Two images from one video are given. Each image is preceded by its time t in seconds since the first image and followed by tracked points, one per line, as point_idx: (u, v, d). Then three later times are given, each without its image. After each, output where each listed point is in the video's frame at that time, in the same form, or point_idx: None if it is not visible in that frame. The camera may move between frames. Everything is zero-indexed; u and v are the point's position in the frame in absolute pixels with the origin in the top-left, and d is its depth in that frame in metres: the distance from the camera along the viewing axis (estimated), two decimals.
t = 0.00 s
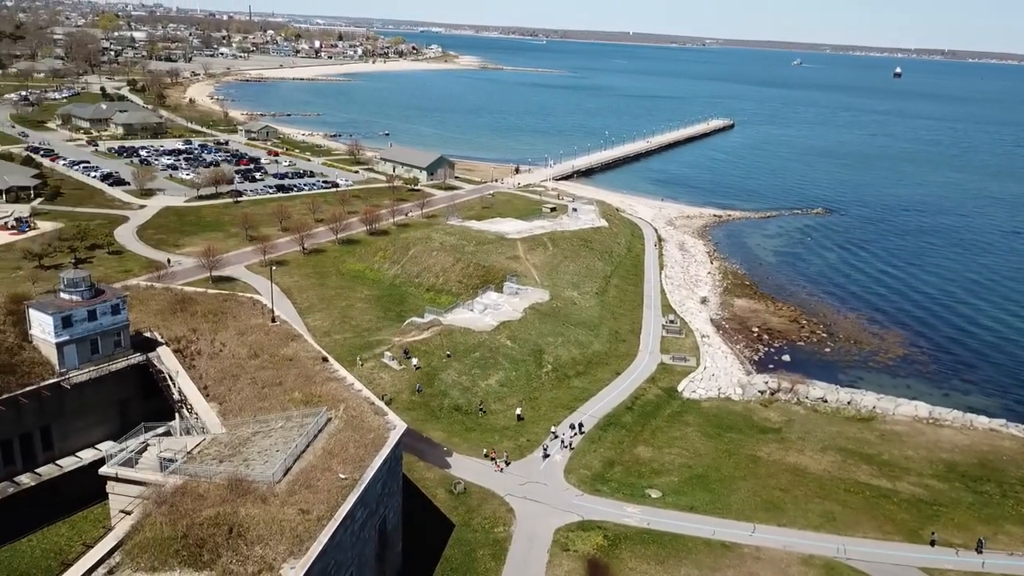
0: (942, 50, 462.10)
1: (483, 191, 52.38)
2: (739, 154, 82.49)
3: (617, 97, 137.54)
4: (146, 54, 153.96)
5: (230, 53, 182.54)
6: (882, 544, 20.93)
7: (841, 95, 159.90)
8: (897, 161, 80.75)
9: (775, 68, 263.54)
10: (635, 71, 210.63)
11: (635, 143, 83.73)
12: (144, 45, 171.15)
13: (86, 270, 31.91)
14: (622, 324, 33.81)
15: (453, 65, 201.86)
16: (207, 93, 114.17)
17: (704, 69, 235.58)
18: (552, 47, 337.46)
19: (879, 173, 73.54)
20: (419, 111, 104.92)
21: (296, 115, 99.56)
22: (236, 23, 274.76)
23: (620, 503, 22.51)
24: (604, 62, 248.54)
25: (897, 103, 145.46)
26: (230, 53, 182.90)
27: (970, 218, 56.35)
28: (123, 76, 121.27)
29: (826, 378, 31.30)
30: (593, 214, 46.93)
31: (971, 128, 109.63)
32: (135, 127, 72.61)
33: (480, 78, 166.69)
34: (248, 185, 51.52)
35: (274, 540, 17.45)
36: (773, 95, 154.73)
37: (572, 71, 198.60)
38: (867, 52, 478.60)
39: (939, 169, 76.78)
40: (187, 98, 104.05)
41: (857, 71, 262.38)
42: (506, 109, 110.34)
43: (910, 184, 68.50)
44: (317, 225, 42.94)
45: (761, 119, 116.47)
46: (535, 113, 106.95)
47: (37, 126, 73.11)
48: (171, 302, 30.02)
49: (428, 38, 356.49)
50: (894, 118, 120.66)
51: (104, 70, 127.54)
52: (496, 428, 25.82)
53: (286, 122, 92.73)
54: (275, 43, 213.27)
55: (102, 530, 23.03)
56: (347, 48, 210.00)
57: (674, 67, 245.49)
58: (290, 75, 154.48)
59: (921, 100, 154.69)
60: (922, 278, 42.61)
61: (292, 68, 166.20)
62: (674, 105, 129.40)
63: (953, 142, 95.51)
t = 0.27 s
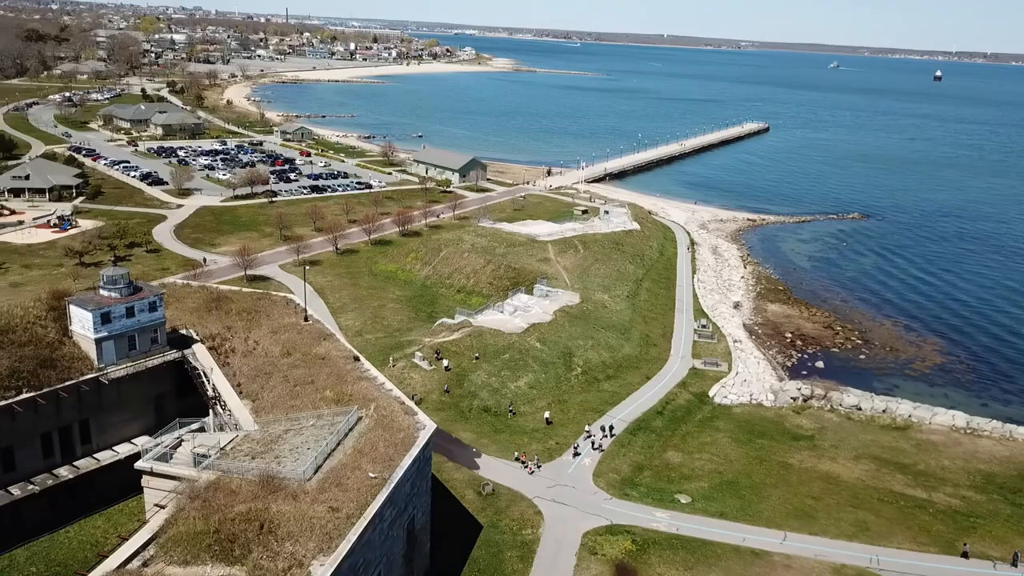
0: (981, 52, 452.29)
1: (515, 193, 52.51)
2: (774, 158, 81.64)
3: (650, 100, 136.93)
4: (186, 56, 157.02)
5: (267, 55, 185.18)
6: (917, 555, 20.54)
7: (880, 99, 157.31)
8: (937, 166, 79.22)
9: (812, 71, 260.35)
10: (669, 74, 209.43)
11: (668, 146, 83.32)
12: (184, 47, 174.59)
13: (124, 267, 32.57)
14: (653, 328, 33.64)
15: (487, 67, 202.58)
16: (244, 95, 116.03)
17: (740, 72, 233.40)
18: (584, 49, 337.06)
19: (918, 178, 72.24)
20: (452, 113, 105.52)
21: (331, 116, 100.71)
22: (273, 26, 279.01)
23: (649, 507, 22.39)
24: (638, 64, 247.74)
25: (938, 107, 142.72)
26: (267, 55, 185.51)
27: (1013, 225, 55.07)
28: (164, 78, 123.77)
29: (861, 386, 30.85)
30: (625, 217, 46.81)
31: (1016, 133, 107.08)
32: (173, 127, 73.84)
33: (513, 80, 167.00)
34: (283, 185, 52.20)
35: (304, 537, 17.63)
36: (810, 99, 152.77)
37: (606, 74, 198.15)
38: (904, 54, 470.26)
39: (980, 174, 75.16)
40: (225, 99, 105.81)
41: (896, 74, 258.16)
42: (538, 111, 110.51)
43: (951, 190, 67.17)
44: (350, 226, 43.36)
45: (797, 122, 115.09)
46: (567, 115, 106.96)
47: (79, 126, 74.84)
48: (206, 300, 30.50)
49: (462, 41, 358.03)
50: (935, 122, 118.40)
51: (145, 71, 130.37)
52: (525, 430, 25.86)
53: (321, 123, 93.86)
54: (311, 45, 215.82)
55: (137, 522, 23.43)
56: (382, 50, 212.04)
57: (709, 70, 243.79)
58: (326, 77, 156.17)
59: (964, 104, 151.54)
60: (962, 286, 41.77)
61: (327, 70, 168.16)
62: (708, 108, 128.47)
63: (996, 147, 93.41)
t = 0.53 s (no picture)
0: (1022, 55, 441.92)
1: (547, 196, 52.53)
2: (810, 162, 80.65)
3: (685, 103, 136.09)
4: (224, 58, 159.78)
5: (303, 57, 187.57)
6: (953, 568, 20.12)
7: (922, 102, 154.37)
8: (979, 171, 77.55)
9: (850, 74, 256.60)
10: (704, 77, 207.88)
11: (701, 149, 82.77)
12: (223, 49, 177.67)
13: (162, 265, 33.15)
14: (685, 333, 33.42)
15: (520, 69, 203.02)
16: (280, 96, 117.61)
17: (777, 75, 230.78)
18: (618, 52, 336.15)
19: (958, 183, 70.80)
20: (485, 115, 105.93)
21: (365, 118, 101.71)
22: (310, 29, 282.69)
23: (678, 513, 22.21)
24: (673, 67, 246.42)
25: (981, 112, 139.67)
26: (304, 57, 187.80)
27: None
28: (203, 79, 126.06)
29: (897, 394, 30.35)
30: (657, 220, 46.60)
31: None
32: (211, 128, 75.05)
33: (546, 82, 167.04)
34: (317, 185, 52.81)
35: (333, 535, 17.80)
36: (848, 102, 150.54)
37: (640, 76, 197.35)
38: (943, 57, 461.29)
39: None
40: (261, 100, 107.42)
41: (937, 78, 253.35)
42: (571, 113, 110.43)
43: (992, 196, 65.72)
44: (383, 227, 43.70)
45: (834, 126, 113.53)
46: (600, 118, 106.74)
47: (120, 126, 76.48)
48: (240, 299, 30.93)
49: (495, 43, 359.10)
50: (978, 127, 115.89)
51: (185, 73, 132.92)
52: (554, 432, 25.86)
53: (356, 125, 94.86)
54: (346, 47, 217.99)
55: (171, 516, 23.97)
56: (416, 52, 213.59)
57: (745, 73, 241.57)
58: (361, 79, 157.72)
59: (1009, 108, 148.06)
60: (1003, 294, 40.86)
61: (362, 72, 169.83)
62: (743, 112, 127.28)
63: None
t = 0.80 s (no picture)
0: None
1: (577, 198, 52.49)
2: (843, 166, 79.61)
3: (717, 106, 135.12)
4: (259, 60, 162.12)
5: (336, 59, 189.51)
6: None
7: (961, 106, 151.41)
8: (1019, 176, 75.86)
9: (887, 77, 252.56)
10: (737, 80, 206.10)
11: (732, 152, 82.17)
12: (258, 51, 180.20)
13: (196, 263, 33.63)
14: (715, 337, 33.19)
15: (551, 72, 203.04)
16: (313, 97, 118.89)
17: (812, 78, 228.03)
18: (649, 54, 334.91)
19: (998, 189, 69.34)
20: (515, 117, 106.12)
21: (396, 119, 102.47)
22: (344, 31, 285.71)
23: (706, 519, 22.02)
24: (707, 70, 244.93)
25: None
26: (337, 59, 189.57)
27: None
28: (238, 81, 127.92)
29: (931, 402, 29.84)
30: (687, 224, 46.36)
31: None
32: (245, 129, 76.08)
33: (578, 85, 166.86)
34: (348, 186, 53.30)
35: (359, 533, 17.89)
36: (884, 106, 148.23)
37: (673, 79, 196.20)
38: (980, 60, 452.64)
39: None
40: (295, 102, 108.76)
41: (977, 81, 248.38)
42: (601, 116, 110.28)
43: None
44: (413, 228, 43.95)
45: (868, 130, 111.95)
46: (630, 121, 106.44)
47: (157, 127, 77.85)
48: (272, 298, 31.29)
49: (526, 45, 359.62)
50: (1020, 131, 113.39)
51: (220, 75, 135.06)
52: (580, 435, 25.82)
53: (387, 126, 95.58)
54: (379, 49, 219.69)
55: (202, 512, 24.30)
56: (447, 55, 214.77)
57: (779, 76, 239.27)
58: (393, 80, 158.89)
59: None
60: None
61: (394, 74, 171.10)
62: (777, 115, 126.00)
63: None
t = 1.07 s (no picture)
0: None
1: (609, 201, 52.37)
2: (881, 171, 78.38)
3: (752, 109, 133.85)
4: (295, 62, 164.24)
5: (371, 61, 191.22)
6: None
7: (1006, 110, 147.93)
8: None
9: (928, 80, 247.93)
10: (773, 83, 203.95)
11: (767, 155, 81.37)
12: (294, 53, 182.53)
13: (232, 262, 34.14)
14: (747, 343, 32.88)
15: (585, 74, 202.81)
16: (348, 100, 120.03)
17: (850, 81, 224.70)
18: (682, 56, 332.68)
19: None
20: (548, 120, 106.23)
21: (430, 121, 103.13)
22: (379, 34, 288.32)
23: (735, 526, 21.80)
24: (742, 73, 242.79)
25: None
26: (372, 61, 191.27)
27: None
28: (275, 83, 129.72)
29: (969, 412, 29.26)
30: (721, 228, 46.02)
31: None
32: (280, 130, 77.03)
33: (611, 88, 166.32)
34: (381, 187, 53.75)
35: (388, 532, 17.98)
36: (925, 110, 145.53)
37: (708, 82, 194.72)
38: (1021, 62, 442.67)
39: None
40: (329, 104, 109.92)
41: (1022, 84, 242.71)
42: (633, 119, 109.81)
43: None
44: (445, 229, 44.17)
45: (907, 134, 110.00)
46: (663, 124, 105.84)
47: (195, 128, 79.18)
48: (305, 297, 31.63)
49: (559, 48, 359.51)
50: None
51: (257, 76, 137.07)
52: (610, 439, 25.75)
53: (420, 128, 96.27)
54: (413, 51, 221.29)
55: (234, 507, 24.67)
56: (481, 57, 215.54)
57: (816, 79, 236.20)
58: (426, 83, 159.80)
59: None
60: None
61: (428, 77, 172.09)
62: (814, 118, 124.38)
63: None
